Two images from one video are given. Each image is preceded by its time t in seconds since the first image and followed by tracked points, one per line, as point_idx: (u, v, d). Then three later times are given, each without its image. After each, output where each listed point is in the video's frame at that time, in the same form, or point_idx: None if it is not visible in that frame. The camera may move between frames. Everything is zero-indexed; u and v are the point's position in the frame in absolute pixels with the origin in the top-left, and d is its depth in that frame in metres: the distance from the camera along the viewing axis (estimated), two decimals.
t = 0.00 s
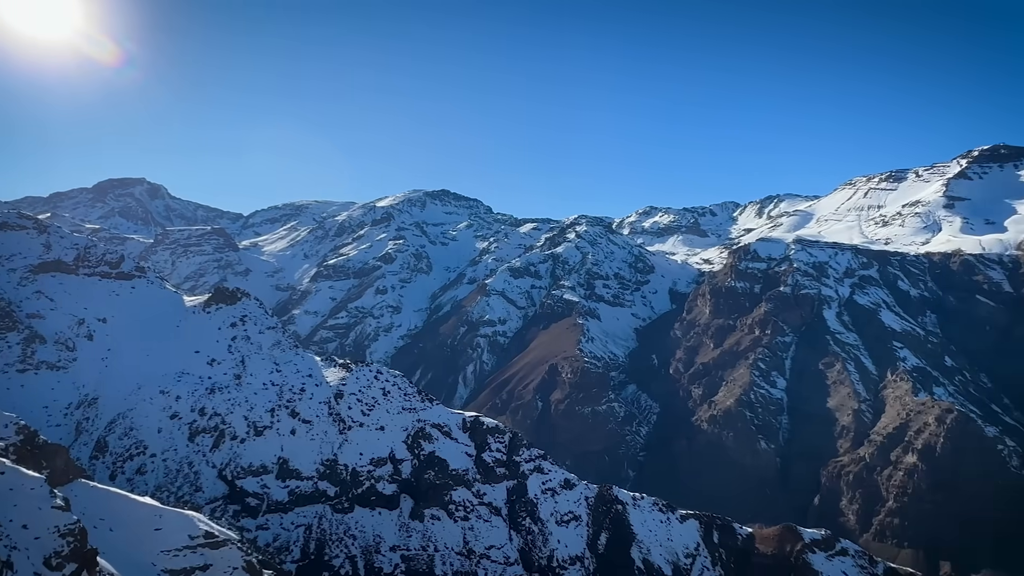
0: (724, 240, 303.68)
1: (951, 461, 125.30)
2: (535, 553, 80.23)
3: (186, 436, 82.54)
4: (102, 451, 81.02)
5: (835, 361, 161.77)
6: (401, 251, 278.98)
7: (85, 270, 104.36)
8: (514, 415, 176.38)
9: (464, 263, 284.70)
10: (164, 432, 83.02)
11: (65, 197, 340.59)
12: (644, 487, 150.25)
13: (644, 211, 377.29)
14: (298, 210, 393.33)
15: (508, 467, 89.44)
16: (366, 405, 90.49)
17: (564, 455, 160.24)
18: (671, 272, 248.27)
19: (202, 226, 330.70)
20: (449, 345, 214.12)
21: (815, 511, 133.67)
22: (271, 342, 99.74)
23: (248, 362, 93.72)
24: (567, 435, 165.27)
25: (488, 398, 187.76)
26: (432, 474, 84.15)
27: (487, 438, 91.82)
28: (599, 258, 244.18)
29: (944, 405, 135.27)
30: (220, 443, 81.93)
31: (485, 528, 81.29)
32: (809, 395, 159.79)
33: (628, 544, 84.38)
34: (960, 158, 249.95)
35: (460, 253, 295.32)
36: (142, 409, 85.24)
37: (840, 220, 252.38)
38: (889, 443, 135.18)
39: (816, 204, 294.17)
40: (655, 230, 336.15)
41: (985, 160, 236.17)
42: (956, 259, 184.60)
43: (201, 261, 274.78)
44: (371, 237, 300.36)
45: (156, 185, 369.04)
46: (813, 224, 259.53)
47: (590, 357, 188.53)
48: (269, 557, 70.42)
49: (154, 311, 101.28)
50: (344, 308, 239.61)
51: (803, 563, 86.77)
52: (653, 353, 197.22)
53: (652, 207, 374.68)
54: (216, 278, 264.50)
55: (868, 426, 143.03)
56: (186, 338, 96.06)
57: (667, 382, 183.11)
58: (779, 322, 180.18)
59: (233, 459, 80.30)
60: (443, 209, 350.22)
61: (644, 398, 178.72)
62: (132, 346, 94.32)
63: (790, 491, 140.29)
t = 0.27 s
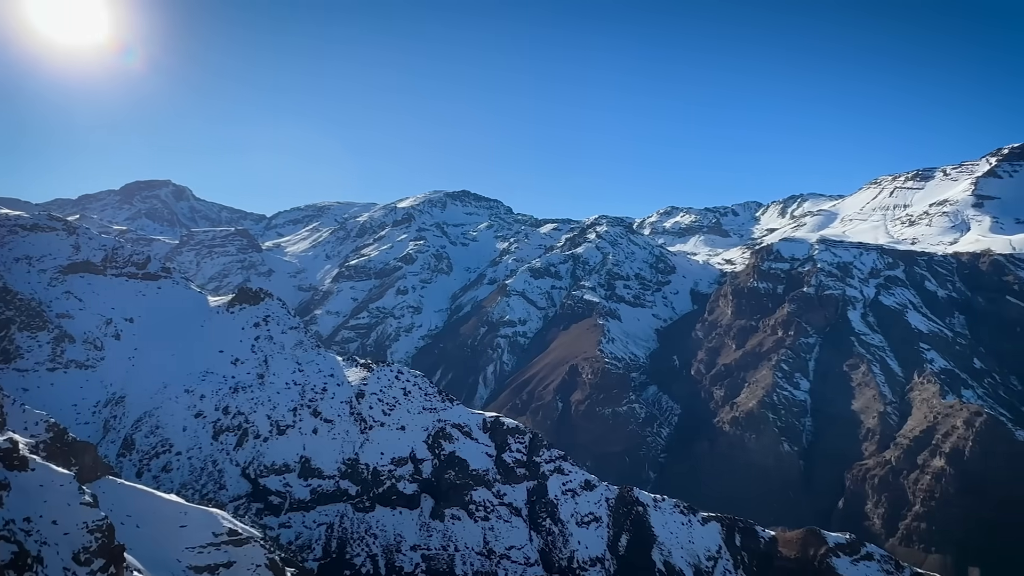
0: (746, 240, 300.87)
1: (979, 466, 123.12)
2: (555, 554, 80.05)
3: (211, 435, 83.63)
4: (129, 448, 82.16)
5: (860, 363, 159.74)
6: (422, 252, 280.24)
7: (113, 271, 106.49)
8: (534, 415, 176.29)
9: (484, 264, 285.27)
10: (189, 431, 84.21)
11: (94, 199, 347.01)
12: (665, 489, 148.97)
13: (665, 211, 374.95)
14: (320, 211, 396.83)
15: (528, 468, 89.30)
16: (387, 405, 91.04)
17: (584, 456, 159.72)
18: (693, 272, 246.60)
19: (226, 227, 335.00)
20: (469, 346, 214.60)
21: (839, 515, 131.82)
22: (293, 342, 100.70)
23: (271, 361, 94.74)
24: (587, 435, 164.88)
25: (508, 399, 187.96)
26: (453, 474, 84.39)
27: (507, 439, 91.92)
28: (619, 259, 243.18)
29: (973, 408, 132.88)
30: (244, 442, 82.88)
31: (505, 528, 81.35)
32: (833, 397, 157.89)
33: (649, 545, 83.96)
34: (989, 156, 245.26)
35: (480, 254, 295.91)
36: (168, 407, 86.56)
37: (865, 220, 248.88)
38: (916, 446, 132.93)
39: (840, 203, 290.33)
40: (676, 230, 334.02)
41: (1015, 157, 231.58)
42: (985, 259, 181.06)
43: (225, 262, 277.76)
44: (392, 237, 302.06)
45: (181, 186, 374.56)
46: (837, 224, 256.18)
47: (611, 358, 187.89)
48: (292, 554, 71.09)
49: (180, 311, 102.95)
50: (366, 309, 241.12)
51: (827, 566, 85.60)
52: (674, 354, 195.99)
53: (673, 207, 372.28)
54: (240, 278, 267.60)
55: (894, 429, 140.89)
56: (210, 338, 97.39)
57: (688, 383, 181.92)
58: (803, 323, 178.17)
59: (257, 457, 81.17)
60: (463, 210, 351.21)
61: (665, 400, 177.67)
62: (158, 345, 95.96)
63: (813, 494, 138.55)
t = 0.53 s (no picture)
0: (769, 240, 297.77)
1: (1009, 470, 120.28)
2: (576, 556, 79.88)
3: (234, 433, 84.62)
4: (155, 446, 83.27)
5: (885, 365, 157.53)
6: (442, 253, 281.21)
7: (139, 271, 108.64)
8: (554, 416, 176.07)
9: (504, 265, 285.53)
10: (213, 429, 85.30)
11: (120, 200, 352.95)
12: (685, 491, 148.16)
13: (686, 211, 372.22)
14: (341, 212, 399.84)
15: (548, 468, 89.19)
16: (407, 405, 91.44)
17: (604, 457, 159.12)
18: (714, 273, 244.72)
19: (248, 229, 338.91)
20: (489, 346, 214.92)
21: (864, 519, 129.91)
22: (315, 342, 101.51)
23: (292, 361, 95.59)
24: (607, 436, 164.36)
25: (528, 399, 187.96)
26: (473, 474, 84.49)
27: (527, 439, 91.92)
28: (640, 259, 241.94)
29: (1002, 412, 130.28)
30: (266, 440, 83.72)
31: (525, 529, 81.30)
32: (857, 399, 155.81)
33: (670, 548, 83.52)
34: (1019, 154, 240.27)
35: (500, 254, 296.14)
36: (192, 406, 87.81)
37: (891, 220, 245.08)
38: (943, 450, 130.52)
39: (864, 203, 286.18)
40: (697, 230, 331.56)
41: None
42: (1015, 259, 177.39)
43: (248, 263, 280.30)
44: (412, 238, 303.36)
45: (205, 189, 379.56)
46: (862, 224, 252.65)
47: (631, 359, 187.03)
48: (313, 552, 71.70)
49: (204, 311, 104.32)
50: (386, 309, 242.38)
51: (851, 571, 84.81)
52: (695, 355, 194.60)
53: (694, 207, 369.56)
54: (263, 279, 270.37)
55: (920, 432, 138.56)
56: (233, 338, 98.52)
57: (709, 385, 180.57)
58: (826, 325, 176.05)
59: (279, 456, 81.91)
60: (483, 211, 351.79)
61: (686, 401, 176.47)
62: (182, 345, 97.54)
63: (837, 498, 136.76)
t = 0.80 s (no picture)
0: (791, 241, 294.47)
1: None
2: (595, 557, 79.65)
3: (256, 432, 85.52)
4: (179, 444, 84.48)
5: (910, 367, 155.28)
6: (461, 253, 281.93)
7: (163, 271, 110.09)
8: (573, 417, 175.67)
9: (523, 265, 285.39)
10: (236, 428, 86.36)
11: (145, 202, 358.56)
12: (706, 493, 147.01)
13: (707, 211, 369.29)
14: (361, 213, 402.59)
15: (567, 469, 89.01)
16: (427, 404, 91.80)
17: (624, 458, 158.44)
18: (735, 273, 242.68)
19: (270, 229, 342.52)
20: (508, 346, 215.02)
21: (889, 523, 127.95)
22: (336, 341, 102.28)
23: (313, 360, 96.37)
24: (627, 438, 163.69)
25: (547, 400, 187.75)
26: (492, 475, 84.57)
27: (546, 440, 91.78)
28: (660, 260, 240.50)
29: None
30: (288, 439, 84.50)
31: (544, 530, 81.23)
32: (882, 401, 153.62)
33: (690, 551, 82.97)
34: None
35: (519, 255, 296.15)
36: (215, 405, 88.89)
37: (916, 219, 241.22)
38: (970, 454, 128.02)
39: (889, 202, 281.87)
40: (718, 231, 328.90)
41: None
42: None
43: (270, 263, 283.28)
44: (432, 238, 304.49)
45: (228, 190, 384.19)
46: (886, 224, 248.81)
47: (651, 360, 185.99)
48: (333, 551, 72.33)
49: (227, 311, 105.58)
50: (406, 309, 243.45)
51: None
52: (716, 356, 193.09)
53: (715, 207, 366.54)
54: (285, 279, 272.91)
55: (946, 436, 136.10)
56: (256, 337, 99.58)
57: (730, 386, 179.11)
58: (850, 326, 173.84)
59: (300, 455, 82.65)
60: (502, 211, 351.99)
61: (707, 403, 175.01)
62: (206, 345, 98.77)
63: (860, 502, 134.93)
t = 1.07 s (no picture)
0: (813, 241, 291.17)
1: None
2: (614, 558, 79.39)
3: (277, 431, 86.31)
4: (201, 442, 85.50)
5: (935, 369, 152.97)
6: (480, 254, 282.44)
7: (186, 271, 111.45)
8: (592, 418, 175.19)
9: (541, 266, 285.18)
10: (257, 427, 87.19)
11: (169, 203, 363.69)
12: (725, 497, 145.91)
13: (727, 211, 366.24)
14: (380, 214, 405.01)
15: (586, 470, 88.76)
16: (446, 404, 92.13)
17: (643, 460, 157.74)
18: (756, 274, 240.58)
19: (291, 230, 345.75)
20: (527, 347, 214.97)
21: (913, 528, 125.98)
22: (355, 341, 102.95)
23: (333, 360, 97.07)
24: (646, 439, 162.93)
25: (566, 400, 187.39)
26: (511, 475, 84.58)
27: (565, 441, 91.55)
28: (679, 260, 238.66)
29: None
30: (308, 438, 85.17)
31: (563, 531, 81.06)
32: (906, 404, 151.42)
33: (710, 553, 82.44)
34: None
35: (538, 255, 295.92)
36: (236, 404, 89.81)
37: (942, 219, 237.34)
38: (997, 458, 125.24)
39: (914, 202, 277.55)
40: (739, 231, 326.16)
41: None
42: None
43: (291, 263, 285.79)
44: (451, 239, 305.38)
45: (249, 191, 388.47)
46: (911, 224, 245.02)
47: (670, 360, 184.83)
48: (353, 550, 72.83)
49: (248, 311, 106.67)
50: (425, 309, 244.29)
51: None
52: (736, 357, 191.50)
53: (736, 207, 363.41)
54: (305, 279, 275.07)
55: (973, 439, 133.59)
56: (277, 337, 100.52)
57: (751, 388, 177.58)
58: (873, 327, 171.61)
59: (320, 454, 83.26)
60: (521, 212, 352.03)
61: (727, 404, 173.47)
62: (228, 344, 99.87)
63: (883, 506, 133.03)
